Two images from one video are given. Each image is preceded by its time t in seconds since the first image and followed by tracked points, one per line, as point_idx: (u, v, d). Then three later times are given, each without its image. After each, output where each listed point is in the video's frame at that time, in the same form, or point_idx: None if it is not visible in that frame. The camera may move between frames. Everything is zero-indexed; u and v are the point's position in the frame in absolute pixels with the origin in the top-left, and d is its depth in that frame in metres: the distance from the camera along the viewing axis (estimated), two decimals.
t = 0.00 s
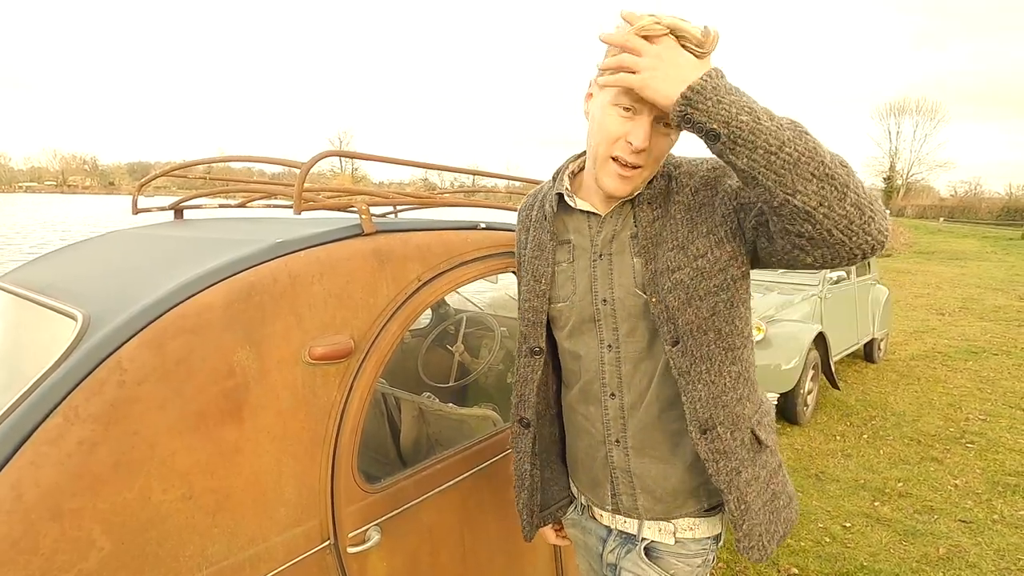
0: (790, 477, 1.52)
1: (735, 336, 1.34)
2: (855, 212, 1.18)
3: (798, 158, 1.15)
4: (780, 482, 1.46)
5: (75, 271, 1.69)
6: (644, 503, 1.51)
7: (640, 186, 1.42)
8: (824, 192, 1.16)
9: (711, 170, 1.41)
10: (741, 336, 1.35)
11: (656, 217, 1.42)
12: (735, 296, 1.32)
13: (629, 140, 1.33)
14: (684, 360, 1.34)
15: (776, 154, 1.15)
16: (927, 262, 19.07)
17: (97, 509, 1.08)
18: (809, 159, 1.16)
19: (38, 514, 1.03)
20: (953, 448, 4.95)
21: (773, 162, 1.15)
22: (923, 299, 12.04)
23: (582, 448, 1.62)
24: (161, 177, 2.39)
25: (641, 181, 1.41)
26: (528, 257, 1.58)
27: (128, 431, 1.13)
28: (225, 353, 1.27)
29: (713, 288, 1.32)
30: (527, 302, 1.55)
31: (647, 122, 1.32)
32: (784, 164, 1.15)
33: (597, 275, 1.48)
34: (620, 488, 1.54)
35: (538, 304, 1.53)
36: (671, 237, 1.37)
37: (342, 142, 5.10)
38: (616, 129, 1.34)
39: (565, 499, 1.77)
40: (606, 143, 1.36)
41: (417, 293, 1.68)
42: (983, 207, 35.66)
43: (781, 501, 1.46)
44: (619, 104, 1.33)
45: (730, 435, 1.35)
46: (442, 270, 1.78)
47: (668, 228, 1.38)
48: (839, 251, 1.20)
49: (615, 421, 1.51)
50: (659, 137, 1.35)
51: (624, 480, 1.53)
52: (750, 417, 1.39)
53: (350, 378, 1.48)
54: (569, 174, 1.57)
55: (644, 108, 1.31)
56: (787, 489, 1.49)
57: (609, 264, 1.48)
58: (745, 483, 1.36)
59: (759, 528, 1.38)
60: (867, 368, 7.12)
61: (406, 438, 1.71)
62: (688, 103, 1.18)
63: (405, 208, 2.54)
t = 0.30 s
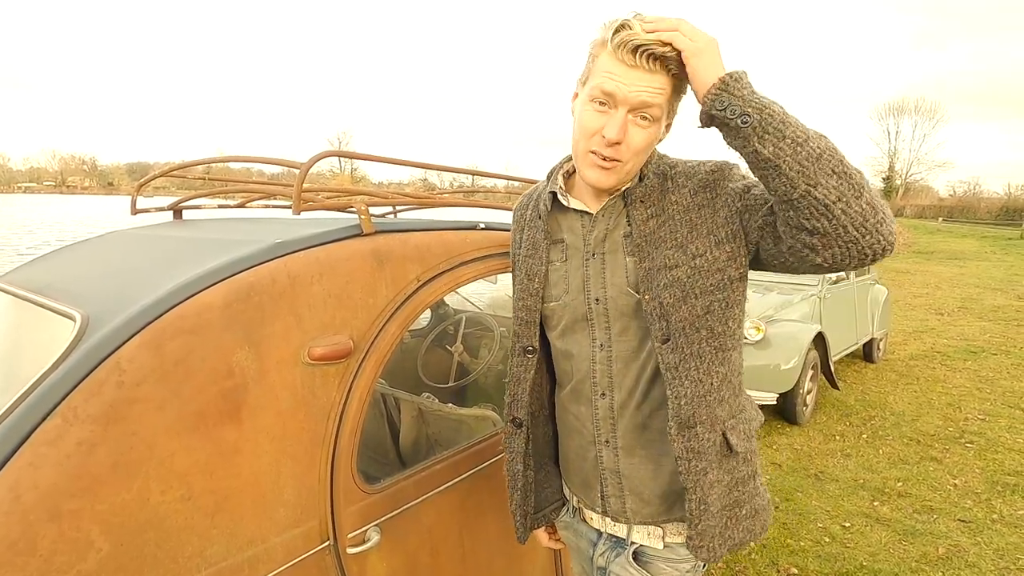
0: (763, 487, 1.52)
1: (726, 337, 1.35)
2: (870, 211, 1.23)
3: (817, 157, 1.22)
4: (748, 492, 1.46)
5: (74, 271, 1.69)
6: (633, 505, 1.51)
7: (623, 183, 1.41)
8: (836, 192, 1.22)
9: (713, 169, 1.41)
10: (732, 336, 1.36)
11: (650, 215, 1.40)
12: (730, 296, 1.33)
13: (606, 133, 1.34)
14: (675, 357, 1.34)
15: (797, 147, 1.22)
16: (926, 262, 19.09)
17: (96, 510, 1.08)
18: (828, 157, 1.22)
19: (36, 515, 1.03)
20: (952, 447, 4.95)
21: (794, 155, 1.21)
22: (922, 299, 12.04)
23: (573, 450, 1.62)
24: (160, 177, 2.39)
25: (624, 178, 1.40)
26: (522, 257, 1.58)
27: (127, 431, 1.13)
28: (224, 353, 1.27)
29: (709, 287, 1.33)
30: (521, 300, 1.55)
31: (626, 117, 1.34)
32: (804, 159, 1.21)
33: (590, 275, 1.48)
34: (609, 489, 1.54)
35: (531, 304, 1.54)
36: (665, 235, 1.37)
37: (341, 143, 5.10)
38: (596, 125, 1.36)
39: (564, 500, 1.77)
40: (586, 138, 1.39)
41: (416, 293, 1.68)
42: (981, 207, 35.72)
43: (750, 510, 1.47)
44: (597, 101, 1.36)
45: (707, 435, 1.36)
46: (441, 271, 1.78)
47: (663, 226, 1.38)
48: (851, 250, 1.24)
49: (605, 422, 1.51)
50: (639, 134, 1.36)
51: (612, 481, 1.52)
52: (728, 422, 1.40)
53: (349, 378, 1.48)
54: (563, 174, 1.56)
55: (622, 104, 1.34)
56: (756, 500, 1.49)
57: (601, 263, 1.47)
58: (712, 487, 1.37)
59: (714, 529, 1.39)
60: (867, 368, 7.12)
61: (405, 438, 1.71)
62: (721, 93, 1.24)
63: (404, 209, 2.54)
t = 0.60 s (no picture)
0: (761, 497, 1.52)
1: (729, 357, 1.36)
2: (891, 257, 1.25)
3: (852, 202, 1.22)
4: (744, 503, 1.45)
5: (68, 272, 1.68)
6: (635, 512, 1.51)
7: (605, 166, 1.37)
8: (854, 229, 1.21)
9: (717, 180, 1.38)
10: (735, 357, 1.37)
11: (648, 222, 1.38)
12: (732, 314, 1.34)
13: (583, 110, 1.33)
14: (674, 374, 1.34)
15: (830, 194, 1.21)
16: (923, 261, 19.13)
17: (90, 512, 1.08)
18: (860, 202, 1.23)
19: (30, 517, 1.03)
20: (949, 445, 4.97)
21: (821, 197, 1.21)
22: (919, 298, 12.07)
23: (574, 452, 1.62)
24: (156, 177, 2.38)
25: (606, 160, 1.37)
26: (516, 265, 1.57)
27: (122, 433, 1.13)
28: (219, 354, 1.26)
29: (713, 306, 1.33)
30: (515, 309, 1.54)
31: (602, 98, 1.35)
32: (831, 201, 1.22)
33: (585, 283, 1.47)
34: (609, 496, 1.54)
35: (525, 312, 1.52)
36: (666, 247, 1.36)
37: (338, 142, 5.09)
38: (572, 107, 1.36)
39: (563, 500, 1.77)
40: (563, 121, 1.37)
41: (412, 293, 1.67)
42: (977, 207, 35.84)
43: (749, 524, 1.47)
44: (572, 87, 1.38)
45: (705, 452, 1.36)
46: (438, 271, 1.77)
47: (664, 237, 1.37)
48: (868, 295, 1.25)
49: (605, 430, 1.51)
50: (617, 114, 1.35)
51: (613, 488, 1.52)
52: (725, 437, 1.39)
53: (346, 379, 1.48)
54: (551, 181, 1.55)
55: (597, 85, 1.35)
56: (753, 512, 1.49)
57: (595, 271, 1.46)
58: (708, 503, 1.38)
59: (704, 538, 1.40)
60: (864, 367, 7.13)
61: (402, 439, 1.71)
62: (783, 110, 1.22)
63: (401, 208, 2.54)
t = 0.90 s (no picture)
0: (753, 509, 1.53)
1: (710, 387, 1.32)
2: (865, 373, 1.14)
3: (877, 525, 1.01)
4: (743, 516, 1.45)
5: (68, 273, 1.68)
6: (631, 518, 1.48)
7: (613, 172, 1.35)
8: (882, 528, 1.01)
9: (720, 215, 1.25)
10: (715, 387, 1.33)
11: (647, 245, 1.32)
12: (718, 353, 1.30)
13: (584, 120, 1.31)
14: (661, 399, 1.33)
15: (853, 484, 1.01)
16: (923, 262, 19.14)
17: (89, 512, 1.08)
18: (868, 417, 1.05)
19: (30, 518, 1.03)
20: (949, 447, 4.96)
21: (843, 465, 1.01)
22: (919, 299, 12.07)
23: (573, 458, 1.60)
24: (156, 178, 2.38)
25: (614, 165, 1.35)
26: (523, 266, 1.58)
27: (122, 433, 1.13)
28: (219, 354, 1.26)
29: (703, 343, 1.28)
30: (519, 310, 1.54)
31: (602, 105, 1.32)
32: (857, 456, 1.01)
33: (583, 292, 1.45)
34: (606, 503, 1.52)
35: (529, 313, 1.52)
36: (664, 275, 1.29)
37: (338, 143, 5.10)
38: (572, 118, 1.33)
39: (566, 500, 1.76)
40: (565, 133, 1.35)
41: (412, 294, 1.67)
42: (977, 208, 35.85)
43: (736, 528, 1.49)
44: (569, 97, 1.35)
45: (692, 467, 1.36)
46: (438, 271, 1.78)
47: (661, 263, 1.30)
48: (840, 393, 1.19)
49: (597, 437, 1.48)
50: (619, 119, 1.32)
51: (609, 495, 1.50)
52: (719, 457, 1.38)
53: (345, 380, 1.48)
54: (558, 185, 1.56)
55: (595, 93, 1.32)
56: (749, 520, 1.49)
57: (594, 282, 1.44)
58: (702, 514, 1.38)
59: (715, 552, 1.42)
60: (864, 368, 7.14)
61: (402, 440, 1.70)
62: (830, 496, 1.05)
63: (401, 209, 2.54)
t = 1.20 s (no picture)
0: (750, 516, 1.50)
1: (709, 409, 1.32)
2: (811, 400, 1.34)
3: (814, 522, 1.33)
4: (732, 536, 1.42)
5: (68, 275, 1.68)
6: (626, 527, 1.48)
7: (617, 175, 1.33)
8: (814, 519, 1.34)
9: (736, 235, 1.26)
10: (714, 408, 1.33)
11: (658, 261, 1.30)
12: (720, 374, 1.31)
13: (579, 127, 1.30)
14: (668, 423, 1.30)
15: (806, 493, 1.30)
16: (923, 262, 19.14)
17: (91, 514, 1.08)
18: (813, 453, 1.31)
19: (31, 520, 1.03)
20: (950, 447, 4.96)
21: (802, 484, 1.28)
22: (920, 299, 12.07)
23: (576, 463, 1.60)
24: (156, 180, 2.38)
25: (616, 168, 1.33)
26: (539, 271, 1.58)
27: (123, 434, 1.13)
28: (219, 356, 1.26)
29: (708, 365, 1.28)
30: (534, 314, 1.55)
31: (597, 111, 1.31)
32: (810, 474, 1.30)
33: (590, 302, 1.45)
34: (602, 509, 1.52)
35: (544, 318, 1.52)
36: (677, 293, 1.27)
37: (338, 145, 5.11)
38: (568, 126, 1.33)
39: (562, 494, 1.75)
40: (562, 143, 1.35)
41: (412, 296, 1.67)
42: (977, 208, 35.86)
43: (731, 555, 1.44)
44: (564, 107, 1.36)
45: (690, 493, 1.32)
46: (438, 273, 1.78)
47: (674, 279, 1.28)
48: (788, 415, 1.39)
49: (596, 446, 1.48)
50: (616, 121, 1.31)
51: (605, 503, 1.50)
52: (718, 481, 1.36)
53: (346, 381, 1.48)
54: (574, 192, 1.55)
55: (588, 100, 1.32)
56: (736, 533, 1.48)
57: (602, 293, 1.43)
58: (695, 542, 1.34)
59: None
60: (864, 369, 7.14)
61: (402, 441, 1.70)
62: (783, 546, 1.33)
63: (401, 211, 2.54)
